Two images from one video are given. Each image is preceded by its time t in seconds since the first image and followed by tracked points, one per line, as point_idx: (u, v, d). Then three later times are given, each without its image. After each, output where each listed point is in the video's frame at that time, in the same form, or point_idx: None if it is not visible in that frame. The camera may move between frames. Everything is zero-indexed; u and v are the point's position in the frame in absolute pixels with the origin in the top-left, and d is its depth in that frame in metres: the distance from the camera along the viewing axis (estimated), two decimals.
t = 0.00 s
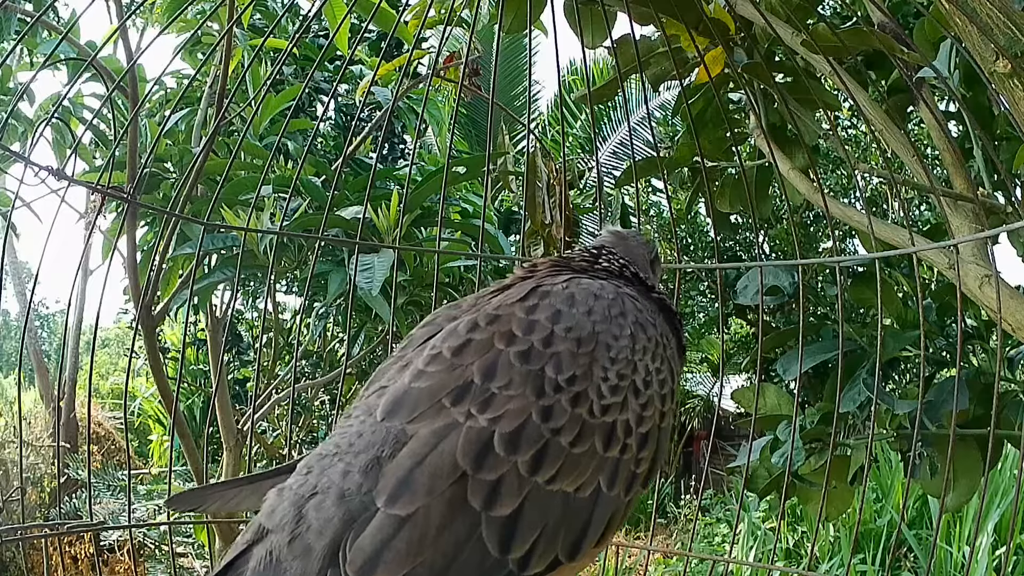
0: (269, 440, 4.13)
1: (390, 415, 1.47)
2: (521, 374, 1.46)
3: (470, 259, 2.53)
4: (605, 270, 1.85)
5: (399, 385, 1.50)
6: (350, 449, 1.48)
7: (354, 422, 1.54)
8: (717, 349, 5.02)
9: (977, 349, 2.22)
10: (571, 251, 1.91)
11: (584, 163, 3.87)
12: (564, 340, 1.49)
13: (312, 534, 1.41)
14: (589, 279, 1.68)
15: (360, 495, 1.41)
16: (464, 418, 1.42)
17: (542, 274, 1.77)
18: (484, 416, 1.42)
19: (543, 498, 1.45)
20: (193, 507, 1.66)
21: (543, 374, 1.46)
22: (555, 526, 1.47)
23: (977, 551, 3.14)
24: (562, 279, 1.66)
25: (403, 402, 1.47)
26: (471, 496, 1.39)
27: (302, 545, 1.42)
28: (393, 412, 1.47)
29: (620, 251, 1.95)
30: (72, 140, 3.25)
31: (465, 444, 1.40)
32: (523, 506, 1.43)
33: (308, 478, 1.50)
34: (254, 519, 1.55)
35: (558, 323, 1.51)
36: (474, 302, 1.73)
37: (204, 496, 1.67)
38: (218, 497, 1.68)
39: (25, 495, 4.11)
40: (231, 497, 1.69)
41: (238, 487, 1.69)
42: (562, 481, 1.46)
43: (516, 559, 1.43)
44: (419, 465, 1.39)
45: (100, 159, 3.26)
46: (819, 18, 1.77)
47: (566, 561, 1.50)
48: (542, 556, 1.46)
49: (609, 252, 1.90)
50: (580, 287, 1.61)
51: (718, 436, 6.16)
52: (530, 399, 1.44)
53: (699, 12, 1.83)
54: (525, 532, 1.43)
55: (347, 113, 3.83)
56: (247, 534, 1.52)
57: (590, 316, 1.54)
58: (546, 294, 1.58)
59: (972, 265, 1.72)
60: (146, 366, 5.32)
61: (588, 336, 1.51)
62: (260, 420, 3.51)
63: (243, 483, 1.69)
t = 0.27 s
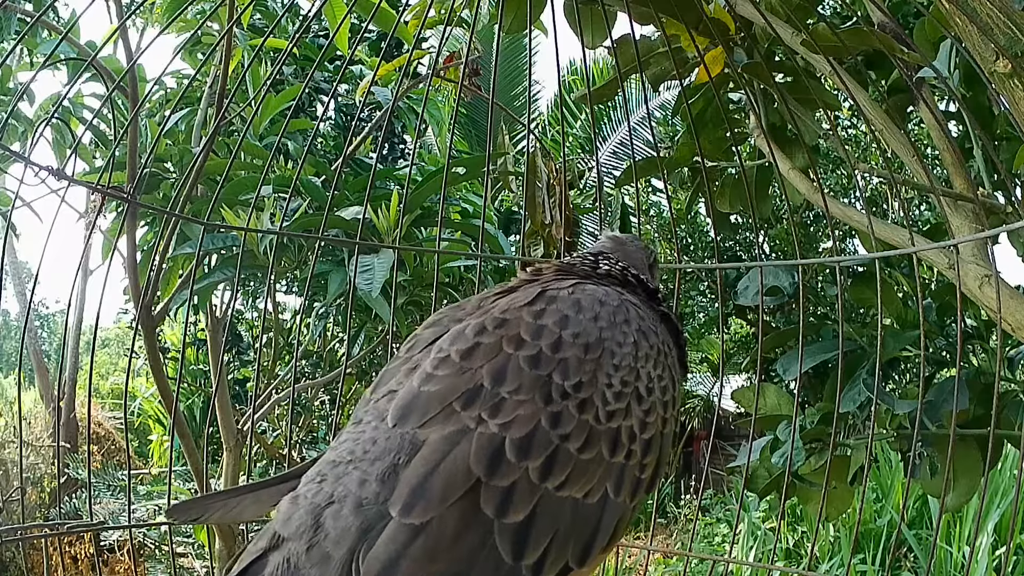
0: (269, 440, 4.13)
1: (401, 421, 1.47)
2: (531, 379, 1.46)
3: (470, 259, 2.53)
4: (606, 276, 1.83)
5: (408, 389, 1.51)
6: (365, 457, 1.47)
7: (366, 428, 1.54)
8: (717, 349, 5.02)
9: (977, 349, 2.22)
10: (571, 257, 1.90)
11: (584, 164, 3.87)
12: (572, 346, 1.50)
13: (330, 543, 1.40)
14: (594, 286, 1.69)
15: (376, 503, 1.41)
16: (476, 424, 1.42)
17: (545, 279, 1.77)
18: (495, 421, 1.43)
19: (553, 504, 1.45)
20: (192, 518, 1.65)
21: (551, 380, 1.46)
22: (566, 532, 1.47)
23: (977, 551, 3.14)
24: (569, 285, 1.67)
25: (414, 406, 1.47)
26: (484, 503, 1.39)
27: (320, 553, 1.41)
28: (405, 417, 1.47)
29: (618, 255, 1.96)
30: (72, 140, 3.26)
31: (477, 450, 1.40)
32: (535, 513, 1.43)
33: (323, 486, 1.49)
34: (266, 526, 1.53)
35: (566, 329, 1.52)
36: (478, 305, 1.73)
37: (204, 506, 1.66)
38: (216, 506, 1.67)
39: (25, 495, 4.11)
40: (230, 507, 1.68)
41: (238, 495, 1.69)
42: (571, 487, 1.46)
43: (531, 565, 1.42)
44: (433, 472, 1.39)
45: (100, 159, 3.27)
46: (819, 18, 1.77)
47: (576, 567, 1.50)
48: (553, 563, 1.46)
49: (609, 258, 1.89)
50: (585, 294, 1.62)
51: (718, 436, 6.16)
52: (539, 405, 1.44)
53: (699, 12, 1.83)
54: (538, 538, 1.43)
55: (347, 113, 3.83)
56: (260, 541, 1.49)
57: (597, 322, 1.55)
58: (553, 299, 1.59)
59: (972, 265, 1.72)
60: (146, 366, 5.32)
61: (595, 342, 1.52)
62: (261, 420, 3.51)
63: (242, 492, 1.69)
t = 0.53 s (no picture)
0: (269, 440, 4.14)
1: (397, 419, 1.47)
2: (527, 379, 1.46)
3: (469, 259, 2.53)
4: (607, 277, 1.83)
5: (405, 388, 1.51)
6: (360, 459, 1.47)
7: (361, 430, 1.54)
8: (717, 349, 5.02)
9: (977, 349, 2.22)
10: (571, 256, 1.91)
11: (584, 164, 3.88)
12: (569, 346, 1.50)
13: (324, 543, 1.41)
14: (592, 288, 1.70)
15: (371, 505, 1.41)
16: (471, 424, 1.42)
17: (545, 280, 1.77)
18: (490, 421, 1.42)
19: (549, 504, 1.44)
20: (188, 515, 1.66)
21: (547, 380, 1.46)
22: (561, 531, 1.46)
23: (977, 551, 3.14)
24: (567, 287, 1.67)
25: (409, 405, 1.48)
26: (479, 502, 1.39)
27: (314, 553, 1.42)
28: (400, 416, 1.47)
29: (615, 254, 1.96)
30: (72, 140, 3.26)
31: (473, 450, 1.40)
32: (530, 512, 1.42)
33: (318, 488, 1.49)
34: (261, 525, 1.54)
35: (564, 330, 1.52)
36: (477, 306, 1.73)
37: (201, 505, 1.66)
38: (214, 505, 1.67)
39: (25, 495, 4.10)
40: (227, 507, 1.68)
41: (236, 495, 1.69)
42: (567, 486, 1.46)
43: (527, 565, 1.42)
44: (429, 472, 1.39)
45: (100, 159, 3.27)
46: (819, 18, 1.77)
47: (572, 567, 1.49)
48: (549, 561, 1.45)
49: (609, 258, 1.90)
50: (583, 295, 1.62)
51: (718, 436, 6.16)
52: (535, 405, 1.44)
53: (699, 12, 1.83)
54: (533, 538, 1.42)
55: (347, 113, 3.83)
56: (255, 539, 1.50)
57: (594, 323, 1.55)
58: (550, 301, 1.59)
59: (972, 265, 1.72)
60: (146, 366, 5.32)
61: (592, 343, 1.52)
62: (261, 420, 3.51)
63: (239, 493, 1.69)
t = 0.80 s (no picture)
0: (269, 440, 4.14)
1: (409, 421, 1.47)
2: (539, 382, 1.46)
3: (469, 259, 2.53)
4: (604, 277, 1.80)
5: (416, 390, 1.50)
6: (373, 458, 1.47)
7: (373, 429, 1.53)
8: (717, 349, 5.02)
9: (977, 349, 2.21)
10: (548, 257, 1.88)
11: (584, 163, 3.88)
12: (579, 348, 1.49)
13: (338, 541, 1.42)
14: (598, 288, 1.68)
15: (385, 503, 1.42)
16: (485, 426, 1.42)
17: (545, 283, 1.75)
18: (503, 423, 1.42)
19: (562, 503, 1.45)
20: (196, 523, 1.64)
21: (558, 382, 1.46)
22: (575, 529, 1.47)
23: (977, 551, 3.14)
24: (573, 288, 1.66)
25: (422, 408, 1.47)
26: (494, 503, 1.40)
27: (327, 551, 1.42)
28: (413, 419, 1.47)
29: (592, 250, 1.88)
30: (72, 140, 3.26)
31: (487, 452, 1.40)
32: (544, 511, 1.43)
33: (331, 485, 1.50)
34: (272, 523, 1.54)
35: (573, 331, 1.51)
36: (483, 308, 1.73)
37: (208, 511, 1.66)
38: (222, 511, 1.67)
39: (24, 495, 4.11)
40: (234, 510, 1.68)
41: (243, 500, 1.68)
42: (579, 485, 1.46)
43: (539, 563, 1.43)
44: (444, 473, 1.39)
45: (100, 159, 3.27)
46: (819, 18, 1.77)
47: (584, 563, 1.50)
48: (563, 559, 1.46)
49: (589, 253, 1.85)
50: (590, 296, 1.61)
51: (718, 436, 6.16)
52: (547, 407, 1.44)
53: (699, 12, 1.83)
54: (547, 536, 1.43)
55: (347, 113, 3.83)
56: (265, 537, 1.50)
57: (603, 325, 1.54)
58: (558, 303, 1.59)
59: (972, 265, 1.72)
60: (146, 366, 5.32)
61: (602, 344, 1.51)
62: (261, 420, 3.51)
63: (247, 496, 1.69)
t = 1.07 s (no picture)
0: (269, 440, 4.14)
1: (403, 422, 1.47)
2: (531, 381, 1.46)
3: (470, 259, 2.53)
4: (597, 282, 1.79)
5: (410, 391, 1.51)
6: (366, 459, 1.47)
7: (367, 430, 1.53)
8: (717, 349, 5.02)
9: (977, 349, 2.21)
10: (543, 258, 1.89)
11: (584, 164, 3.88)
12: (570, 348, 1.50)
13: (332, 542, 1.41)
14: (590, 291, 1.68)
15: (378, 503, 1.42)
16: (478, 425, 1.43)
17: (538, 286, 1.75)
18: (496, 422, 1.43)
19: (555, 501, 1.45)
20: (194, 523, 1.64)
21: (550, 381, 1.46)
22: (568, 528, 1.47)
23: (977, 551, 3.14)
24: (565, 290, 1.67)
25: (415, 409, 1.48)
26: (487, 501, 1.39)
27: (322, 552, 1.42)
28: (406, 419, 1.47)
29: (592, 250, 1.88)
30: (72, 140, 3.26)
31: (480, 450, 1.41)
32: (536, 510, 1.43)
33: (325, 487, 1.49)
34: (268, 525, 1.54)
35: (565, 331, 1.52)
36: (474, 311, 1.73)
37: (205, 512, 1.66)
38: (219, 512, 1.67)
39: (25, 495, 4.10)
40: (231, 512, 1.68)
41: (240, 501, 1.68)
42: (572, 484, 1.46)
43: (533, 561, 1.43)
44: (437, 472, 1.39)
45: (100, 159, 3.27)
46: (819, 18, 1.77)
47: (578, 563, 1.49)
48: (557, 557, 1.46)
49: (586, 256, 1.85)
50: (582, 297, 1.61)
51: (718, 436, 6.16)
52: (539, 406, 1.44)
53: (699, 12, 1.83)
54: (540, 535, 1.43)
55: (347, 113, 3.83)
56: (262, 540, 1.50)
57: (595, 325, 1.54)
58: (550, 304, 1.59)
59: (973, 265, 1.72)
60: (146, 366, 5.32)
61: (593, 344, 1.51)
62: (261, 420, 3.51)
63: (243, 497, 1.68)
